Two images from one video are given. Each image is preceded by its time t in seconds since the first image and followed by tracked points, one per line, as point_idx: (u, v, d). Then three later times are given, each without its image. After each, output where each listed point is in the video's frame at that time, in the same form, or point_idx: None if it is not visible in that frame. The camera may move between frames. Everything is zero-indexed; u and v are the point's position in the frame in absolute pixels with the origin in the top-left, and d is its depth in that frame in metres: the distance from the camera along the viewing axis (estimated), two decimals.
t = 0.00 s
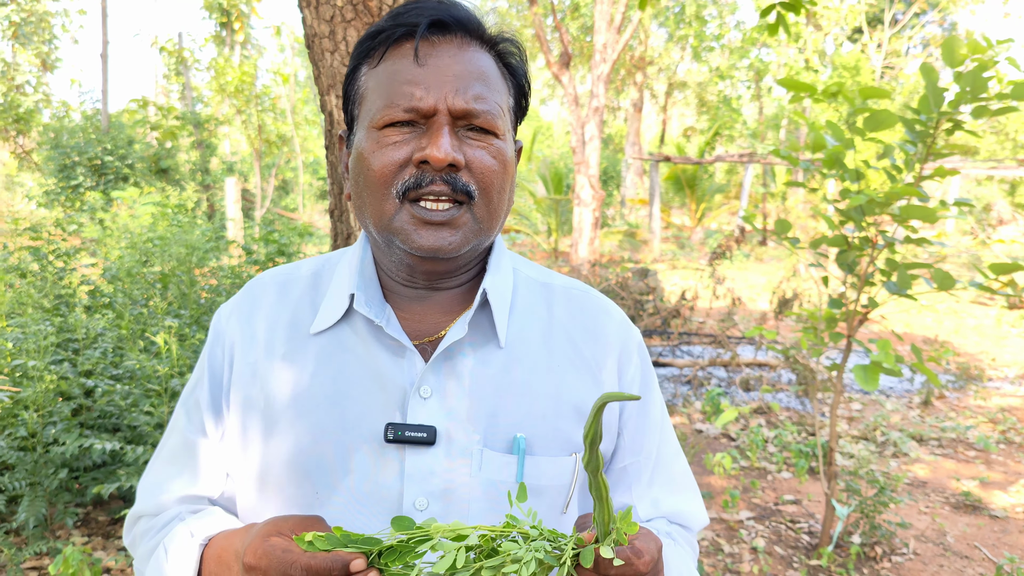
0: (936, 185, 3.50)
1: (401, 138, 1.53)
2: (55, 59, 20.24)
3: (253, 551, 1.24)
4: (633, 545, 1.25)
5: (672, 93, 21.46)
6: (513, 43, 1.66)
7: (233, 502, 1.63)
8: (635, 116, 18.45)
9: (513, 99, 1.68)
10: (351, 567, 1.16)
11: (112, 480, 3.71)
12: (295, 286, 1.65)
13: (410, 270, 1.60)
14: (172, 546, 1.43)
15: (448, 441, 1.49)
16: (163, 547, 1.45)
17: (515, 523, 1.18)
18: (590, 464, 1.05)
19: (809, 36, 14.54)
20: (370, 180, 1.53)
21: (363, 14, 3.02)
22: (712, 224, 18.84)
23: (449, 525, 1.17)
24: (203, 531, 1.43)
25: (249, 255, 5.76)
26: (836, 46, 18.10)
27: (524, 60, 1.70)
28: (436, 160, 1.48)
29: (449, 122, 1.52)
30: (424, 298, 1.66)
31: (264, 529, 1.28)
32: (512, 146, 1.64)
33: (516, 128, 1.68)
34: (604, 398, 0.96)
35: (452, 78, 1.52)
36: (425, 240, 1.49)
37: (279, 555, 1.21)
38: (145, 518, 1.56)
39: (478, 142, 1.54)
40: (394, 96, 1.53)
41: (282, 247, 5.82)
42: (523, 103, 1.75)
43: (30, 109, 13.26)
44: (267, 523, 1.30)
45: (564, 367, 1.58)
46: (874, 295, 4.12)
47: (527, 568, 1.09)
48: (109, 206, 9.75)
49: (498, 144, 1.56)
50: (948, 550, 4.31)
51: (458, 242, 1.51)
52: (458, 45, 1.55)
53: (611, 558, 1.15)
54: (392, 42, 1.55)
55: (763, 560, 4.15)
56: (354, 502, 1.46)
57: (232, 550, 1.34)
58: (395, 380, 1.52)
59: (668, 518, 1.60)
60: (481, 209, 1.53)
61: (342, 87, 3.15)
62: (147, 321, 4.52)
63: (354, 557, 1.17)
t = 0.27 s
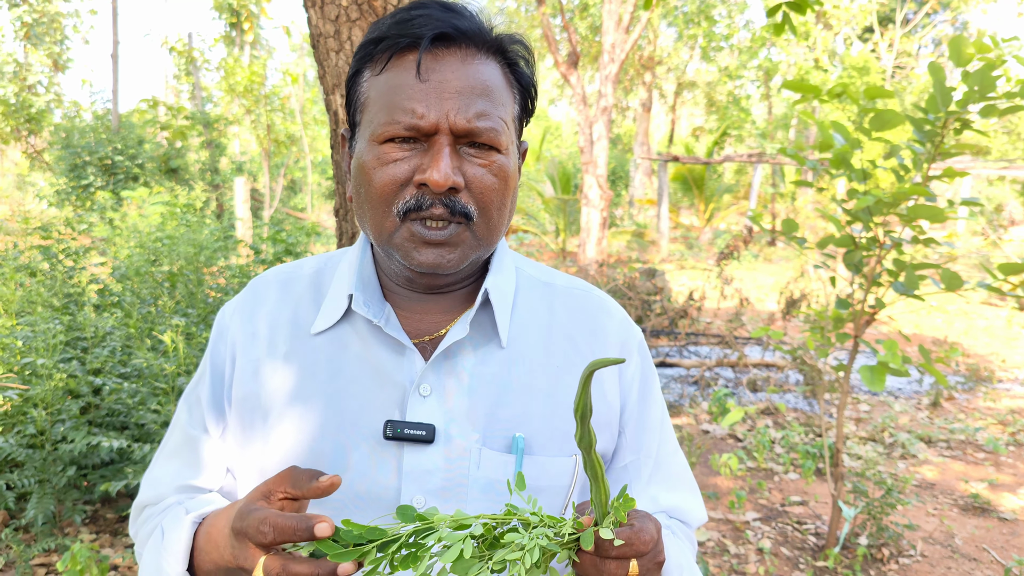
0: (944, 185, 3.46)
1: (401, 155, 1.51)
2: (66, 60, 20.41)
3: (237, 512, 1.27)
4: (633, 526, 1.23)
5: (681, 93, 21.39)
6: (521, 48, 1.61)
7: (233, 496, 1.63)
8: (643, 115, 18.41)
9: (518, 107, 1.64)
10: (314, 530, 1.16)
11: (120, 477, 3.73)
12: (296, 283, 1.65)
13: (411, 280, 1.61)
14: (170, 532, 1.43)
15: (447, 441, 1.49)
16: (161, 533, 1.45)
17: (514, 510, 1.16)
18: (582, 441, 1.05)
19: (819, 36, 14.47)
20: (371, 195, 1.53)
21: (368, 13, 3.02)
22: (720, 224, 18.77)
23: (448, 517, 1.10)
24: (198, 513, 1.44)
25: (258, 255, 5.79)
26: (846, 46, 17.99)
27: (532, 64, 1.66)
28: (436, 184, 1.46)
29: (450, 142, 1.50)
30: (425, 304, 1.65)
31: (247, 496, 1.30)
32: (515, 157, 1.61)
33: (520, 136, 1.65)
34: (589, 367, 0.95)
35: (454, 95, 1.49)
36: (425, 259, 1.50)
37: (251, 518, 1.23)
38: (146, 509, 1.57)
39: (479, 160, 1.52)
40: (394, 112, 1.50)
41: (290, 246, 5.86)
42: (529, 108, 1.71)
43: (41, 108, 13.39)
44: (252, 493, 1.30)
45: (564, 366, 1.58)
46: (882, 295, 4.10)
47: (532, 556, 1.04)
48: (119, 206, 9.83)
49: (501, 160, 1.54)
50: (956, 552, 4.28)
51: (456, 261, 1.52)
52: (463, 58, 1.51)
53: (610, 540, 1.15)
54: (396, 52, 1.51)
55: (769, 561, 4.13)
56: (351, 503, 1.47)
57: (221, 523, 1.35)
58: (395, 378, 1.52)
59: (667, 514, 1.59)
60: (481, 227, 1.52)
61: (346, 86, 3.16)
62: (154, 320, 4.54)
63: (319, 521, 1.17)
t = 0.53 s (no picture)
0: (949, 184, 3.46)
1: (422, 168, 1.51)
2: (68, 61, 20.44)
3: (260, 527, 1.26)
4: (649, 525, 1.22)
5: (682, 92, 21.37)
6: (542, 57, 1.60)
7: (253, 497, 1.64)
8: (644, 115, 18.40)
9: (539, 115, 1.64)
10: (353, 538, 1.16)
11: (126, 479, 3.74)
12: (316, 286, 1.66)
13: (430, 290, 1.62)
14: (192, 533, 1.43)
15: (471, 446, 1.50)
16: (184, 535, 1.46)
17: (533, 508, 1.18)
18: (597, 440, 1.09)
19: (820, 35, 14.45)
20: (391, 206, 1.53)
21: (374, 15, 3.03)
22: (722, 223, 18.76)
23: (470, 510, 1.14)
24: (221, 514, 1.45)
25: (261, 256, 5.81)
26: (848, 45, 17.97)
27: (553, 71, 1.65)
28: (455, 200, 1.47)
29: (471, 155, 1.49)
30: (445, 313, 1.65)
31: (272, 509, 1.29)
32: (535, 167, 1.61)
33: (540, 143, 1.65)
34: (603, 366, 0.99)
35: (475, 109, 1.48)
36: (444, 271, 1.52)
37: (284, 529, 1.21)
38: (167, 510, 1.57)
39: (499, 173, 1.52)
40: (415, 124, 1.49)
41: (293, 247, 5.88)
42: (550, 114, 1.71)
43: (44, 110, 13.42)
44: (276, 503, 1.30)
45: (584, 370, 1.59)
46: (886, 295, 4.09)
47: (551, 550, 1.06)
48: (122, 207, 9.85)
49: (521, 172, 1.54)
50: (961, 552, 4.28)
51: (476, 272, 1.53)
52: (484, 70, 1.50)
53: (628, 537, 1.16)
54: (417, 64, 1.50)
55: (774, 561, 4.13)
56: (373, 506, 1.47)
57: (245, 532, 1.34)
58: (418, 384, 1.53)
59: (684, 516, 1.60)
60: (501, 238, 1.53)
61: (353, 88, 3.16)
62: (159, 321, 4.55)
63: (357, 528, 1.17)
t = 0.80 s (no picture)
0: (949, 183, 3.47)
1: (446, 180, 1.51)
2: (63, 63, 20.40)
3: (294, 527, 1.26)
4: (681, 519, 1.22)
5: (678, 92, 21.40)
6: (566, 67, 1.60)
7: (281, 504, 1.65)
8: (641, 115, 18.43)
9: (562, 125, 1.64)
10: (391, 534, 1.18)
11: (130, 483, 3.73)
12: (340, 295, 1.66)
13: (453, 299, 1.62)
14: (222, 543, 1.44)
15: (500, 454, 1.50)
16: (214, 543, 1.46)
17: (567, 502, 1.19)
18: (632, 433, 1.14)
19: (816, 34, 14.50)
20: (415, 218, 1.54)
21: (380, 20, 3.04)
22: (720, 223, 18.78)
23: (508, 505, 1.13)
24: (251, 521, 1.45)
25: (261, 259, 5.80)
26: (843, 44, 18.01)
27: (575, 81, 1.65)
28: (480, 213, 1.47)
29: (495, 168, 1.50)
30: (469, 322, 1.65)
31: (306, 511, 1.29)
32: (558, 177, 1.61)
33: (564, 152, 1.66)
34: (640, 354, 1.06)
35: (499, 122, 1.48)
36: (468, 282, 1.52)
37: (321, 528, 1.22)
38: (195, 518, 1.58)
39: (523, 184, 1.52)
40: (439, 137, 1.49)
41: (294, 250, 5.88)
42: (572, 123, 1.71)
43: (40, 112, 13.39)
44: (312, 505, 1.31)
45: (610, 376, 1.60)
46: (887, 294, 4.11)
47: (585, 542, 1.07)
48: (119, 209, 9.84)
49: (545, 183, 1.54)
50: (964, 550, 4.29)
51: (500, 283, 1.54)
52: (509, 83, 1.50)
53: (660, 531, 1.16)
54: (442, 76, 1.50)
55: (778, 560, 4.14)
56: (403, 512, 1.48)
57: (280, 536, 1.34)
58: (447, 393, 1.53)
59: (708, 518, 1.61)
60: (525, 249, 1.54)
61: (359, 93, 3.17)
62: (161, 324, 4.55)
63: (395, 525, 1.18)
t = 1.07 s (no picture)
0: (944, 179, 3.49)
1: (453, 179, 1.53)
2: (56, 63, 20.29)
3: (312, 520, 1.27)
4: (690, 505, 1.23)
5: (673, 90, 21.44)
6: (571, 65, 1.60)
7: (292, 496, 1.66)
8: (635, 113, 18.45)
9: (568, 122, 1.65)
10: (407, 528, 1.18)
11: (130, 482, 3.74)
12: (349, 289, 1.67)
13: (461, 296, 1.65)
14: (234, 533, 1.45)
15: (510, 442, 1.51)
16: (226, 534, 1.47)
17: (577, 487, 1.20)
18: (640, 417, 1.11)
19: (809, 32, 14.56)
20: (422, 216, 1.56)
21: (380, 17, 3.05)
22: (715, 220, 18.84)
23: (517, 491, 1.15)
24: (263, 512, 1.47)
25: (258, 258, 5.80)
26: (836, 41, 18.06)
27: (581, 78, 1.65)
28: (486, 213, 1.49)
29: (501, 168, 1.51)
30: (477, 316, 1.67)
31: (320, 503, 1.29)
32: (563, 174, 1.62)
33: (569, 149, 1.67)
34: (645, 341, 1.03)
35: (504, 122, 1.49)
36: (476, 280, 1.54)
37: (338, 522, 1.22)
38: (206, 510, 1.59)
39: (529, 182, 1.53)
40: (445, 137, 1.50)
41: (290, 248, 5.88)
42: (578, 119, 1.71)
43: (32, 112, 13.33)
44: (325, 497, 1.31)
45: (616, 366, 1.61)
46: (883, 289, 4.13)
47: (595, 528, 1.09)
48: (114, 209, 9.82)
49: (551, 181, 1.55)
50: (961, 543, 4.34)
51: (507, 280, 1.56)
52: (514, 83, 1.50)
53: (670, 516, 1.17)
54: (448, 76, 1.51)
55: (776, 554, 4.18)
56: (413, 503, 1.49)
57: (294, 530, 1.34)
58: (455, 382, 1.55)
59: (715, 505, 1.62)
60: (531, 246, 1.55)
61: (359, 90, 3.18)
62: (159, 322, 4.55)
63: (411, 518, 1.19)
